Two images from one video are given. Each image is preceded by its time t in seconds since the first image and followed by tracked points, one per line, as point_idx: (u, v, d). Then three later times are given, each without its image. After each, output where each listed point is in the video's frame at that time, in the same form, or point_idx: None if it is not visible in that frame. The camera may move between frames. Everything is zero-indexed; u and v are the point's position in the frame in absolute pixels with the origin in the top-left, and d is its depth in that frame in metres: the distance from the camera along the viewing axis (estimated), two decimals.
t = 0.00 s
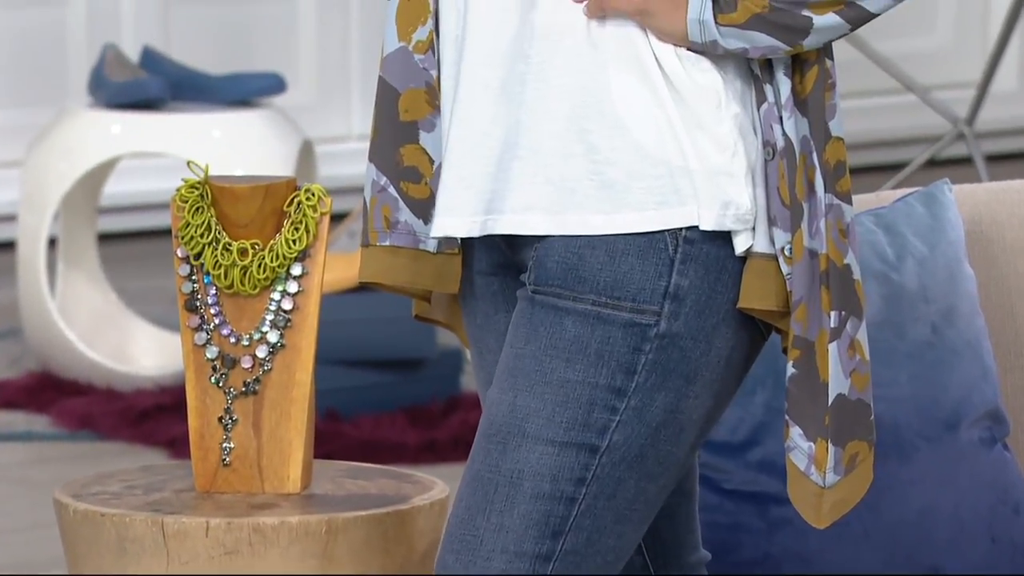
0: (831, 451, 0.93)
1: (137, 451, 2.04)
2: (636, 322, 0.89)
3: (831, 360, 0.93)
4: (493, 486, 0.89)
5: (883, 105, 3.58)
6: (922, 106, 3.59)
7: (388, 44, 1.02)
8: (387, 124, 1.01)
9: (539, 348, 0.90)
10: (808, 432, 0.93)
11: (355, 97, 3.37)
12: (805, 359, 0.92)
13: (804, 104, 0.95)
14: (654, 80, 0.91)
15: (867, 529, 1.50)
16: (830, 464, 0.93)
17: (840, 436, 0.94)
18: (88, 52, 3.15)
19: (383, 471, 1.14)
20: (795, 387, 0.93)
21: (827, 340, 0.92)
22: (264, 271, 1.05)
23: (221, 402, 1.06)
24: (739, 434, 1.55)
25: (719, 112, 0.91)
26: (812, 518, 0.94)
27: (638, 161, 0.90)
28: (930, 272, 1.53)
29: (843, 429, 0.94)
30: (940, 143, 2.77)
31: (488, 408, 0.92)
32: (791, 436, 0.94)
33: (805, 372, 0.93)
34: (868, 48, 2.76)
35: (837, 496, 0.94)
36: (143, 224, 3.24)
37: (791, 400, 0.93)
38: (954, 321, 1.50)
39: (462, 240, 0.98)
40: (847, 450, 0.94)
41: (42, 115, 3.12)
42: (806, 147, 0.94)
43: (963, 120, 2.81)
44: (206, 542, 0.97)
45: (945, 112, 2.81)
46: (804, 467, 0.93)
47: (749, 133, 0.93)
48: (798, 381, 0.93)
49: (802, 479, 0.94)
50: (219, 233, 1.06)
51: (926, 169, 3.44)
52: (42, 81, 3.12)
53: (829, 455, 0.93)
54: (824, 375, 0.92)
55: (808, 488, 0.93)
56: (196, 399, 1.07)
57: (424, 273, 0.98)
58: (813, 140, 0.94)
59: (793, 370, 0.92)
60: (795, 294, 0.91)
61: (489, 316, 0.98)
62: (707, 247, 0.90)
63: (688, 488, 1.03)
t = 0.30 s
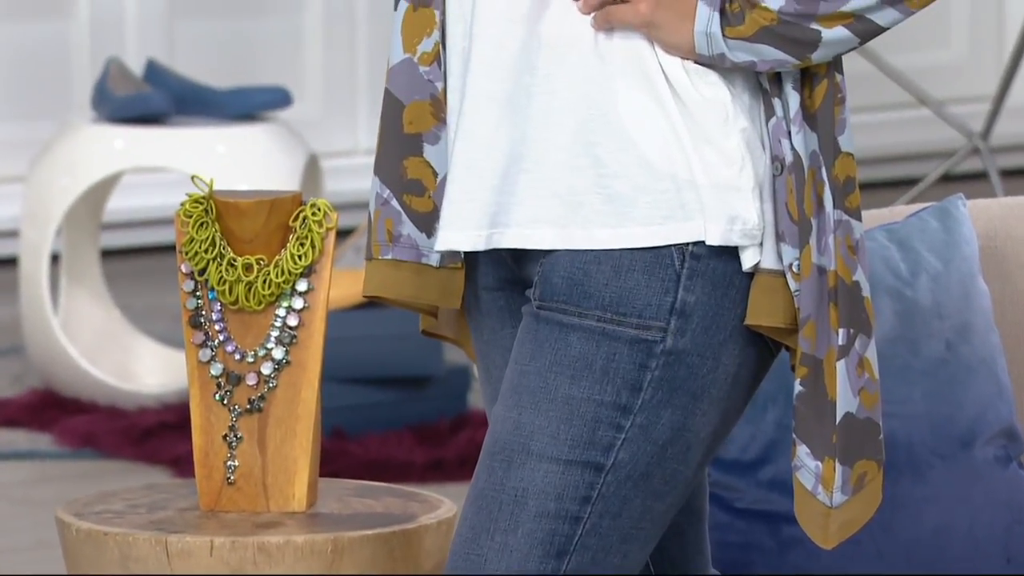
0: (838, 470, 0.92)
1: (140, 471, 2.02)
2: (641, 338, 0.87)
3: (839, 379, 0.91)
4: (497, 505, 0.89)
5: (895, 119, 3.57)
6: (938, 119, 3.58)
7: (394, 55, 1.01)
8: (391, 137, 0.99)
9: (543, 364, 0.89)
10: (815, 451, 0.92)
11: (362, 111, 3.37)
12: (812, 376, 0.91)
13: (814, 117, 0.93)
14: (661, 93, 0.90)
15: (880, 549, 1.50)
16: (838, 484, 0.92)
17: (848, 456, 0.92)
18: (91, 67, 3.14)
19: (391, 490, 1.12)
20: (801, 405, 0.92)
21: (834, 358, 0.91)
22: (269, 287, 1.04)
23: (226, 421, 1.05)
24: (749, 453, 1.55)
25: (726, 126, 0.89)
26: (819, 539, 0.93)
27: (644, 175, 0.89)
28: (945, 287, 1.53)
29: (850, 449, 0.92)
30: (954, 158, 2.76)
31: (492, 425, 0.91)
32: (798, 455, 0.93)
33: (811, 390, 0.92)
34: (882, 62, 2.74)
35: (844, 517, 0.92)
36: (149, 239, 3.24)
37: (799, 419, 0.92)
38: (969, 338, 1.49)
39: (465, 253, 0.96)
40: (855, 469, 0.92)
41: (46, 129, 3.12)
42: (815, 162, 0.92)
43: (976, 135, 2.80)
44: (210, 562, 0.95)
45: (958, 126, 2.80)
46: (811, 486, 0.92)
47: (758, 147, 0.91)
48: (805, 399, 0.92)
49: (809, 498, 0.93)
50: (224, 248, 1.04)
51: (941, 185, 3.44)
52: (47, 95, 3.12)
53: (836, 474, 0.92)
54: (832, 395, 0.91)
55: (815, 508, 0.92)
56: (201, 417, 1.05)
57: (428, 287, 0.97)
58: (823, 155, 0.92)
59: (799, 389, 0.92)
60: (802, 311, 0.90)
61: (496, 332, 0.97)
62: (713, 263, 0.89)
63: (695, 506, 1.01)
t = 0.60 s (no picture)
0: (867, 487, 0.90)
1: (155, 490, 2.00)
2: (663, 354, 0.87)
3: (866, 394, 0.90)
4: (517, 523, 0.88)
5: (921, 132, 3.55)
6: (965, 133, 3.57)
7: (415, 65, 1.01)
8: (413, 148, 1.00)
9: (563, 380, 0.88)
10: (844, 467, 0.91)
11: (379, 125, 3.35)
12: (839, 393, 0.90)
13: (838, 129, 0.92)
14: (683, 106, 0.89)
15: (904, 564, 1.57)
16: (867, 501, 0.90)
17: (877, 472, 0.91)
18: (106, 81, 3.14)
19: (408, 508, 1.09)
20: (829, 421, 0.91)
21: (862, 373, 0.90)
22: (284, 302, 1.01)
23: (241, 438, 1.02)
24: (773, 472, 1.67)
25: (749, 139, 0.88)
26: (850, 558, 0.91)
27: (666, 188, 0.88)
28: (970, 304, 1.59)
29: (878, 465, 0.91)
30: (982, 173, 2.74)
31: (512, 442, 0.90)
32: (827, 472, 0.92)
33: (839, 406, 0.90)
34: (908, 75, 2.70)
35: (874, 535, 0.91)
36: (164, 254, 3.24)
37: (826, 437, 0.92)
38: (994, 355, 1.56)
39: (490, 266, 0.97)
40: (885, 486, 0.91)
41: (59, 143, 3.12)
42: (839, 175, 0.91)
43: (1003, 149, 2.79)
44: None
45: (986, 140, 2.78)
46: (840, 504, 0.91)
47: (782, 160, 0.90)
48: (832, 415, 0.91)
49: (840, 518, 0.91)
50: (240, 263, 1.02)
51: (967, 200, 3.41)
52: (59, 109, 3.12)
53: (866, 490, 0.90)
54: (860, 410, 0.90)
55: (845, 525, 0.91)
56: (215, 434, 1.02)
57: (452, 301, 0.97)
58: (848, 167, 0.91)
59: (827, 404, 0.91)
60: (829, 326, 0.88)
61: (516, 347, 0.98)
62: (736, 278, 0.88)
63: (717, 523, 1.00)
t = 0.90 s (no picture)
0: (907, 501, 0.91)
1: (180, 507, 1.99)
2: (699, 368, 0.88)
3: (906, 407, 0.90)
4: (551, 540, 0.89)
5: (960, 144, 3.51)
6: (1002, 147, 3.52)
7: (446, 74, 1.02)
8: (444, 158, 1.01)
9: (598, 395, 0.89)
10: (883, 482, 0.92)
11: (409, 137, 3.35)
12: (878, 406, 0.91)
13: (877, 139, 0.91)
14: (719, 116, 0.89)
15: None
16: (907, 516, 0.91)
17: (918, 487, 0.91)
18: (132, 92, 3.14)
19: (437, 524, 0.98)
20: (869, 435, 0.91)
21: (901, 387, 0.90)
22: (311, 317, 0.94)
23: (267, 454, 0.94)
24: (807, 489, 1.78)
25: (786, 150, 0.88)
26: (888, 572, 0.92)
27: (702, 201, 0.89)
28: (1006, 317, 1.61)
29: (919, 479, 0.91)
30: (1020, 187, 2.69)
31: (546, 458, 0.92)
32: (866, 487, 0.93)
33: (877, 420, 0.91)
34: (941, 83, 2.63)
35: (915, 550, 0.91)
36: (190, 267, 3.24)
37: (866, 452, 0.92)
38: None
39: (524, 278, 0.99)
40: (926, 501, 0.91)
41: (84, 156, 3.13)
42: (878, 185, 0.90)
43: None
44: None
45: None
46: (880, 519, 0.92)
47: (819, 172, 0.90)
48: (871, 429, 0.91)
49: (879, 532, 0.92)
50: (266, 276, 0.95)
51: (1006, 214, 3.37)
52: (84, 123, 3.12)
53: (905, 505, 0.91)
54: (899, 424, 0.90)
55: (885, 541, 0.91)
56: (241, 450, 0.95)
57: (485, 311, 0.99)
58: (886, 178, 0.90)
59: (866, 418, 0.91)
60: (866, 338, 0.89)
61: (550, 360, 1.00)
62: (774, 290, 0.89)
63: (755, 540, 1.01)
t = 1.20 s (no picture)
0: (957, 517, 0.91)
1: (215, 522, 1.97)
2: (744, 382, 0.90)
3: (955, 421, 0.90)
4: (593, 555, 0.92)
5: (1004, 157, 3.48)
6: None
7: (483, 84, 1.01)
8: (479, 171, 1.00)
9: (640, 410, 0.92)
10: (932, 498, 0.92)
11: (446, 151, 3.28)
12: (927, 421, 0.90)
13: (922, 149, 0.92)
14: (761, 127, 0.91)
15: None
16: (958, 531, 0.91)
17: (969, 503, 0.91)
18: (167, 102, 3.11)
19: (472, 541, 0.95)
20: (917, 450, 0.91)
21: (949, 401, 0.90)
22: (345, 331, 0.93)
23: (301, 468, 0.93)
24: (850, 506, 1.79)
25: (830, 161, 0.89)
26: None
27: (744, 213, 0.90)
28: None
29: (970, 494, 0.91)
30: None
31: (589, 473, 0.94)
32: (913, 502, 0.93)
33: (927, 435, 0.91)
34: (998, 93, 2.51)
35: (965, 565, 0.91)
36: (224, 281, 3.24)
37: (914, 467, 0.92)
38: None
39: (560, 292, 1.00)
40: (975, 517, 0.91)
41: (118, 169, 3.11)
42: (923, 196, 0.91)
43: None
44: None
45: None
46: (930, 535, 0.92)
47: (864, 183, 0.91)
48: (920, 444, 0.91)
49: (929, 549, 0.92)
50: (301, 289, 0.94)
51: None
52: (119, 137, 3.10)
53: (955, 520, 0.91)
54: (948, 438, 0.90)
55: (935, 558, 0.91)
56: (275, 465, 0.93)
57: (521, 325, 0.98)
58: (931, 188, 0.91)
59: (913, 433, 0.91)
60: (914, 352, 0.89)
61: (590, 375, 1.01)
62: (818, 303, 0.90)
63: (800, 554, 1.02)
